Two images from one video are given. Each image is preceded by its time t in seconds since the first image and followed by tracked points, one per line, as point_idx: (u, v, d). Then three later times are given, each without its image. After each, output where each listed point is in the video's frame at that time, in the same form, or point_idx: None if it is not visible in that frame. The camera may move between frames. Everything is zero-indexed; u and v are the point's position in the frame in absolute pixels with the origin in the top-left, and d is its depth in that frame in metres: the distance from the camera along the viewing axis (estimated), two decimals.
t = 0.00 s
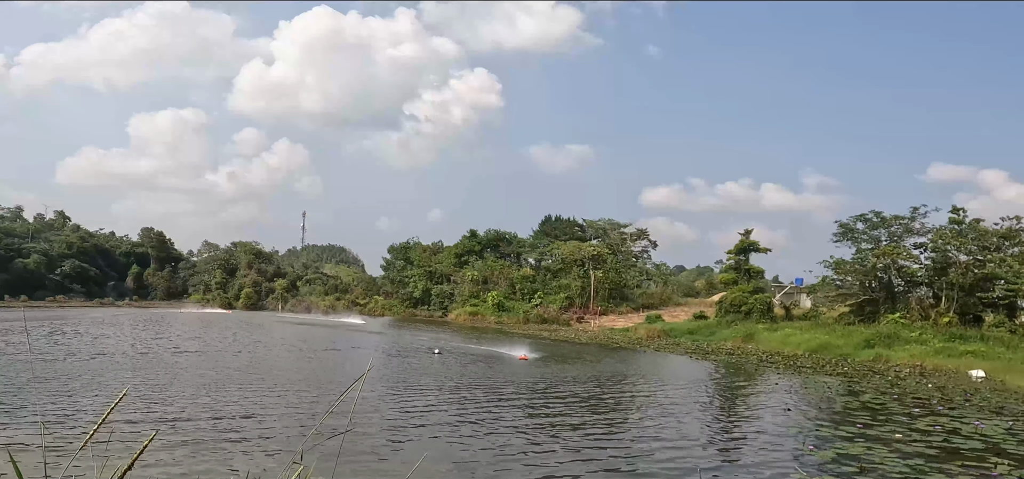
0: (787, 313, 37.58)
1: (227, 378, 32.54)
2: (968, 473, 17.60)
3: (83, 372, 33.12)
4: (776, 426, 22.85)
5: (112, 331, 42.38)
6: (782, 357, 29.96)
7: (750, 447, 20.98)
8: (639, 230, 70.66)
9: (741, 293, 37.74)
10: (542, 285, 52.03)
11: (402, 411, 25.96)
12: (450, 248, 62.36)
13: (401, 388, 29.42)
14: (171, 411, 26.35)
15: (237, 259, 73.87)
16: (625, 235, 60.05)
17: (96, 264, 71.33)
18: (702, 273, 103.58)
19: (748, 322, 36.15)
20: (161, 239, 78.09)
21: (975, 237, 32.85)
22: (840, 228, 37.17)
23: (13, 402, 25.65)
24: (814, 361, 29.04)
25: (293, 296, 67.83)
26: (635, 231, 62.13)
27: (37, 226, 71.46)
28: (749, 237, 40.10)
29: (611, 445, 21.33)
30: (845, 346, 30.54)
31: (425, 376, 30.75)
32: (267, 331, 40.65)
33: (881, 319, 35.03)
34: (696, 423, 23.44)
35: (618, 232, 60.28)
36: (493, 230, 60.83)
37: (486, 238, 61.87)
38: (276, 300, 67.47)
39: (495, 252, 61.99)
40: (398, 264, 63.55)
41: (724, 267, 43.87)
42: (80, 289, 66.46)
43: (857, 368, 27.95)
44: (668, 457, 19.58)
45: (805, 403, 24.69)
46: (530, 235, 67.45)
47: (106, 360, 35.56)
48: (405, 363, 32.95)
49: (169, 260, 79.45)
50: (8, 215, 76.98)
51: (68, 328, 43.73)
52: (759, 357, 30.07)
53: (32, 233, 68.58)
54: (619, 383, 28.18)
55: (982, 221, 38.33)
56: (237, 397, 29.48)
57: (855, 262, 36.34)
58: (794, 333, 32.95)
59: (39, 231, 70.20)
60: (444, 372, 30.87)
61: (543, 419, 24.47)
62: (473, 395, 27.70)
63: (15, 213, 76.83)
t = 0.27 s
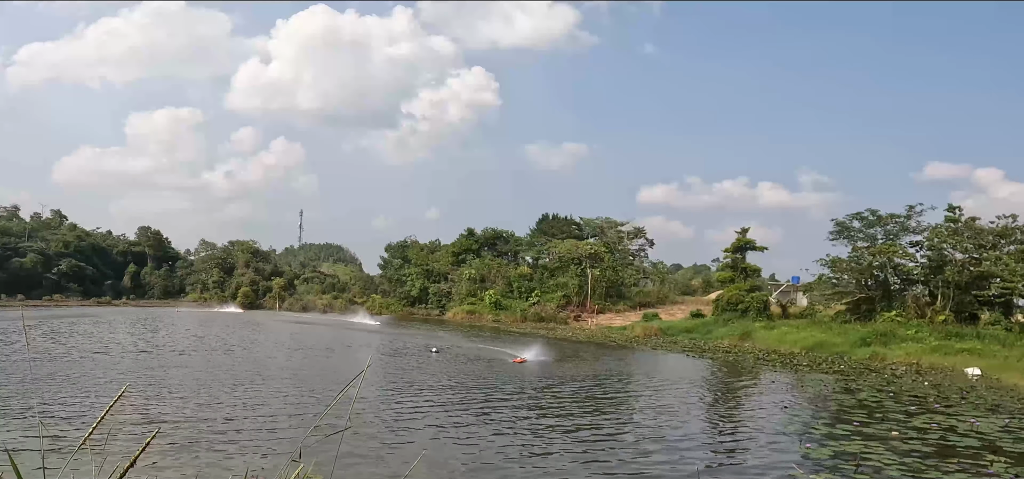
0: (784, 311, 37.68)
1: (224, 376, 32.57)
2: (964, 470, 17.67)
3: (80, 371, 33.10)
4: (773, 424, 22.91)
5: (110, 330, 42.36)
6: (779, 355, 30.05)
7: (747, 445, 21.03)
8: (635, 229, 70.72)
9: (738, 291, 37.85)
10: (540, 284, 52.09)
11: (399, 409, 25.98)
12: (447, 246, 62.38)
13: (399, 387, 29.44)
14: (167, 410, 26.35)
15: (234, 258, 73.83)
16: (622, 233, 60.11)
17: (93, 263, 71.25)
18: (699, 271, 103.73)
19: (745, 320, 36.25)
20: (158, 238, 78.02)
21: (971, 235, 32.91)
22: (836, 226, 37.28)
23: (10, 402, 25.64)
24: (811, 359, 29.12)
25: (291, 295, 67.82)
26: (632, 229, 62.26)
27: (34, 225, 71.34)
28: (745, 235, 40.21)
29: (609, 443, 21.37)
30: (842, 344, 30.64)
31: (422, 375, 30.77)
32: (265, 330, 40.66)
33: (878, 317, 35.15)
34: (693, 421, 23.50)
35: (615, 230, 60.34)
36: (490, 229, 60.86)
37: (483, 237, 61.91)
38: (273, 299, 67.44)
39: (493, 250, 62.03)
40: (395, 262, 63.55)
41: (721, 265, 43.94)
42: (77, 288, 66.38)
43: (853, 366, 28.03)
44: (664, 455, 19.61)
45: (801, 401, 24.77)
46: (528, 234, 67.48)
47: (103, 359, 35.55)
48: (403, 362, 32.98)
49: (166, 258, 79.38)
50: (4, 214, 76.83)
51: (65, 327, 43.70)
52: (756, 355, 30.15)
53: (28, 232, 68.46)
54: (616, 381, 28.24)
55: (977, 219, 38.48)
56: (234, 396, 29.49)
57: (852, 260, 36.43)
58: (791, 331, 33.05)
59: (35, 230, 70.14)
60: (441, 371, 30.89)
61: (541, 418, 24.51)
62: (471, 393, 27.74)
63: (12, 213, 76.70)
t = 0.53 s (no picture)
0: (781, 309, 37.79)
1: (222, 375, 32.57)
2: (961, 468, 17.73)
3: (77, 370, 33.09)
4: (770, 422, 22.97)
5: (107, 329, 42.34)
6: (775, 353, 30.14)
7: (744, 443, 21.08)
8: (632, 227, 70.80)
9: (735, 289, 37.94)
10: (537, 282, 52.16)
11: (397, 407, 26.00)
12: (445, 245, 62.41)
13: (397, 385, 29.47)
14: (165, 409, 26.34)
15: (232, 257, 73.79)
16: (619, 231, 60.16)
17: (90, 261, 71.16)
18: (696, 269, 103.92)
19: (742, 318, 36.35)
20: (156, 237, 77.94)
21: (967, 232, 32.93)
22: (832, 224, 37.36)
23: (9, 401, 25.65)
24: (808, 357, 29.20)
25: (288, 293, 67.81)
26: (629, 227, 62.35)
27: (31, 224, 71.22)
28: (742, 233, 40.29)
29: (607, 441, 21.40)
30: (838, 342, 30.74)
31: (420, 373, 30.80)
32: (263, 328, 40.67)
33: (874, 314, 35.28)
34: (690, 419, 23.54)
35: (612, 228, 60.39)
36: (487, 227, 60.88)
37: (480, 235, 61.94)
38: (271, 297, 67.43)
39: (490, 248, 62.08)
40: (393, 260, 63.55)
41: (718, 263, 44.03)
42: (74, 287, 66.30)
43: (850, 363, 28.12)
44: (661, 453, 19.65)
45: (798, 399, 24.83)
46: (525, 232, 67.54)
47: (101, 358, 35.53)
48: (400, 360, 33.01)
49: (164, 257, 79.31)
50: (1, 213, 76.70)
51: (62, 326, 43.66)
52: (753, 353, 30.23)
53: (25, 231, 68.34)
54: (614, 379, 28.29)
55: (973, 216, 38.59)
56: (232, 395, 29.51)
57: (848, 257, 36.49)
58: (787, 328, 33.14)
59: (32, 229, 70.02)
60: (439, 369, 30.93)
61: (539, 415, 24.55)
62: (469, 391, 27.77)
63: (8, 212, 76.54)
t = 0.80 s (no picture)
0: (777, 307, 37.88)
1: (220, 373, 32.58)
2: (957, 465, 17.81)
3: (75, 369, 33.06)
4: (767, 419, 23.03)
5: (105, 328, 42.30)
6: (772, 350, 30.24)
7: (741, 441, 21.12)
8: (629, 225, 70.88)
9: (732, 287, 38.05)
10: (534, 280, 52.23)
11: (395, 406, 26.02)
12: (442, 243, 62.44)
13: (395, 383, 29.49)
14: (163, 408, 26.34)
15: (229, 256, 73.76)
16: (617, 229, 60.23)
17: (87, 260, 71.08)
18: (693, 267, 104.11)
19: (739, 316, 36.43)
20: (153, 235, 77.89)
21: (963, 230, 32.84)
22: (829, 221, 37.44)
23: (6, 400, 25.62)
24: (805, 355, 29.29)
25: (286, 292, 67.80)
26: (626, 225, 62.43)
27: (28, 223, 71.13)
28: (738, 231, 40.38)
29: (604, 438, 21.44)
30: (835, 339, 30.84)
31: (418, 371, 30.82)
32: (261, 327, 40.67)
33: (870, 312, 35.42)
34: (687, 417, 23.59)
35: (609, 226, 60.45)
36: (484, 225, 60.93)
37: (478, 233, 61.98)
38: (268, 296, 67.40)
39: (487, 247, 62.13)
40: (390, 259, 63.56)
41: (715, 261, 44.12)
42: (71, 286, 66.24)
43: (847, 361, 28.21)
44: (659, 451, 19.69)
45: (796, 396, 24.91)
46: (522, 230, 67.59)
47: (99, 357, 35.51)
48: (398, 358, 33.05)
49: (161, 256, 79.26)
50: None
51: (60, 325, 43.61)
52: (750, 351, 30.32)
53: (22, 230, 68.21)
54: (611, 376, 28.35)
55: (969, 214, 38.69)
56: (230, 393, 29.50)
57: (845, 255, 36.54)
58: (784, 326, 33.23)
59: (29, 228, 69.92)
60: (437, 367, 30.97)
61: (536, 413, 24.59)
62: (467, 389, 27.80)
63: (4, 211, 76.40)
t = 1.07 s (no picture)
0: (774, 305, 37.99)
1: (217, 372, 32.60)
2: (952, 463, 17.89)
3: (72, 368, 33.06)
4: (764, 417, 23.11)
5: (102, 327, 42.29)
6: (769, 348, 30.34)
7: (738, 439, 21.20)
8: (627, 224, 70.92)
9: (729, 285, 38.16)
10: (532, 279, 52.30)
11: (393, 404, 26.07)
12: (440, 242, 62.47)
13: (393, 381, 29.53)
14: (161, 407, 26.37)
15: (227, 255, 73.72)
16: (614, 228, 60.29)
17: (85, 259, 71.02)
18: (690, 266, 104.24)
19: (735, 314, 36.54)
20: (150, 234, 77.82)
21: (959, 230, 33.00)
22: (825, 220, 37.57)
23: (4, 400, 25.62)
24: (801, 353, 29.38)
25: (283, 290, 67.78)
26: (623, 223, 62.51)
27: (25, 222, 71.05)
28: (735, 229, 40.48)
29: (602, 437, 21.50)
30: (831, 337, 30.95)
31: (415, 370, 30.86)
32: (258, 326, 40.68)
33: (867, 310, 35.56)
34: (684, 415, 23.66)
35: (606, 225, 60.50)
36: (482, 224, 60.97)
37: (475, 232, 62.02)
38: (266, 295, 67.38)
39: (485, 245, 62.18)
40: (388, 257, 63.59)
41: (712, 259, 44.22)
42: (68, 285, 66.19)
43: (843, 359, 28.31)
44: (656, 449, 19.75)
45: (792, 394, 24.99)
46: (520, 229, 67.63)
47: (96, 357, 35.49)
48: (396, 356, 33.10)
49: (158, 255, 79.18)
50: None
51: (57, 324, 43.58)
52: (747, 349, 30.43)
53: (18, 230, 68.10)
54: (609, 375, 28.42)
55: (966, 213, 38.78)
56: (228, 392, 29.52)
57: (841, 253, 36.66)
58: (781, 324, 33.35)
59: (27, 227, 69.85)
60: (435, 365, 31.04)
61: (534, 412, 24.65)
62: (464, 388, 27.86)
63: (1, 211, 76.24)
